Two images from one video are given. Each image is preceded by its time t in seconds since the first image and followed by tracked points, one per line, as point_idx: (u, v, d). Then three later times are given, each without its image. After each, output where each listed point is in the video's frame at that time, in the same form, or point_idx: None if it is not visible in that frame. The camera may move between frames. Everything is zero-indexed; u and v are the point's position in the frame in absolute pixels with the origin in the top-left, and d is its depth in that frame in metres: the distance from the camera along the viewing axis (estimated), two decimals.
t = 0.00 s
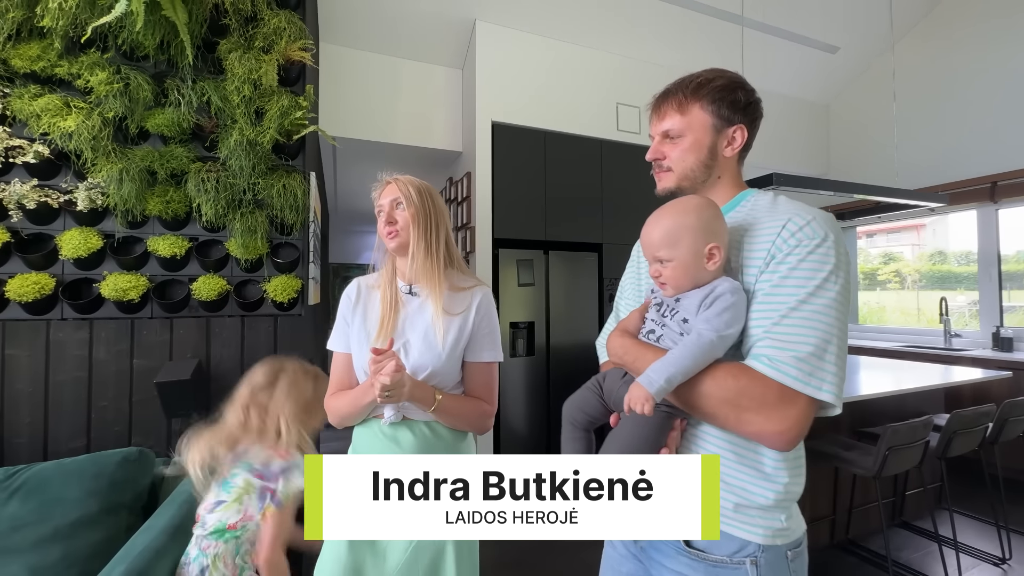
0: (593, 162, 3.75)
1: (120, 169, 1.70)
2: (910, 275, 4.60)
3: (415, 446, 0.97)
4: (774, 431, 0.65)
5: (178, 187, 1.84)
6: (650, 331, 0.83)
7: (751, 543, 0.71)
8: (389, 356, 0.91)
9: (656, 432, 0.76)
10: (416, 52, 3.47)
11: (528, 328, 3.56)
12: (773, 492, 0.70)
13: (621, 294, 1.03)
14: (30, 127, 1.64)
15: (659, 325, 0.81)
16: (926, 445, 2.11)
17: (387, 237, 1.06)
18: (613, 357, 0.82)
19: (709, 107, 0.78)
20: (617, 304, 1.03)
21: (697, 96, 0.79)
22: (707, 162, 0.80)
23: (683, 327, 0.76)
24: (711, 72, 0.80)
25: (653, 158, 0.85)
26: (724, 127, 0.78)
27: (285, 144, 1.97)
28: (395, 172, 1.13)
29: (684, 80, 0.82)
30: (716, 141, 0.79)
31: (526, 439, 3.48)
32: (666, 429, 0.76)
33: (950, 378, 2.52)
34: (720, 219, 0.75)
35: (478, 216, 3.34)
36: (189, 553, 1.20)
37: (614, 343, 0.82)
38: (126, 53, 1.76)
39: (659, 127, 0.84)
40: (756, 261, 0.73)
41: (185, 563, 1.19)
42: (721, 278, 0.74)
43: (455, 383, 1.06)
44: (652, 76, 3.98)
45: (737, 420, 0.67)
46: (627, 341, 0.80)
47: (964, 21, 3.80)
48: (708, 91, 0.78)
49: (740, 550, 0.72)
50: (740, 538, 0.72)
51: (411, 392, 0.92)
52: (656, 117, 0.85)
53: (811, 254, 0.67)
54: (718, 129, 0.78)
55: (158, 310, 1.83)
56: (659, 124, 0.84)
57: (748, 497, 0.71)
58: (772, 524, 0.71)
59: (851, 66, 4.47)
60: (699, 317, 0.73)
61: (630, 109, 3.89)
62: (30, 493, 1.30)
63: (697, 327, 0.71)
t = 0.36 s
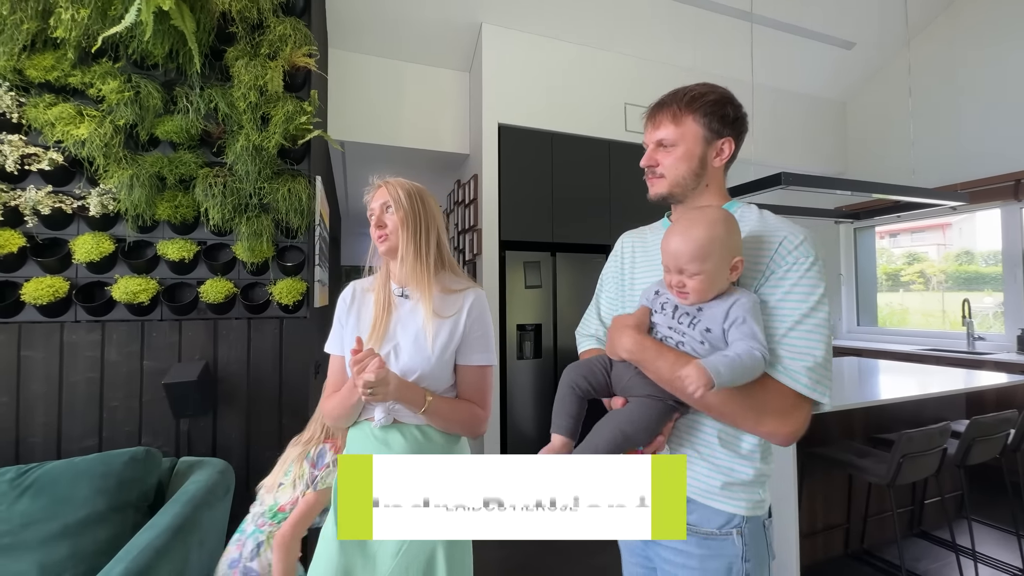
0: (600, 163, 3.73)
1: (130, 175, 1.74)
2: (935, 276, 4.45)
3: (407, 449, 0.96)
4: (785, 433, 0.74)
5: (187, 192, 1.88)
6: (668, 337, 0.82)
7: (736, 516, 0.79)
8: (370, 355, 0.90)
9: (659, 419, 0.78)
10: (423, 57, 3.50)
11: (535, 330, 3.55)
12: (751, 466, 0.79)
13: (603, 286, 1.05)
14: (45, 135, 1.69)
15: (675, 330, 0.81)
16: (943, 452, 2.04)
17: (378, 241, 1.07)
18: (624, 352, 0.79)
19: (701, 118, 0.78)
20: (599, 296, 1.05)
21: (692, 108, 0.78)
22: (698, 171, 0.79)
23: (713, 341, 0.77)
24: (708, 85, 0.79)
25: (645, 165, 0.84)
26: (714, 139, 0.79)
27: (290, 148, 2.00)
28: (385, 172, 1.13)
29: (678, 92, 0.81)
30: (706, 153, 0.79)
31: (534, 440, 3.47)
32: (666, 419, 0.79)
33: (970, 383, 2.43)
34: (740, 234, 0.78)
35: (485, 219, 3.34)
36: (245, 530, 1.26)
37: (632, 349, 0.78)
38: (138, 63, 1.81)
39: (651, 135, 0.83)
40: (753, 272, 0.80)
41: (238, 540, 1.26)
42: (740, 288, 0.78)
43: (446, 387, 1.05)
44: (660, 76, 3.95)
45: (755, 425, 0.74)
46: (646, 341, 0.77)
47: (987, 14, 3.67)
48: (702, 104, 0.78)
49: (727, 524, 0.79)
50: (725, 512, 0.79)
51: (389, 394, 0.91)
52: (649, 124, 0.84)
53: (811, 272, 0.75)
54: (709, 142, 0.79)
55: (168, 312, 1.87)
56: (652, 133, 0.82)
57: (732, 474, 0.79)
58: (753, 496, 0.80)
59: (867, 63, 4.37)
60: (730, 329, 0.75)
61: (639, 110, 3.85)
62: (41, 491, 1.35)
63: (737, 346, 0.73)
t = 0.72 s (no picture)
0: (610, 168, 3.70)
1: (142, 184, 1.77)
2: (963, 281, 4.29)
3: (394, 457, 0.95)
4: (831, 439, 0.78)
5: (197, 201, 1.91)
6: (699, 365, 0.84)
7: (767, 514, 0.83)
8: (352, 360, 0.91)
9: (699, 445, 0.81)
10: (432, 65, 3.53)
11: (544, 337, 3.53)
12: (780, 467, 0.84)
13: (601, 299, 1.11)
14: (61, 146, 1.74)
15: (702, 356, 0.83)
16: (969, 467, 1.95)
17: (373, 251, 1.08)
18: (664, 385, 0.81)
19: (687, 136, 0.83)
20: (599, 310, 1.11)
21: (678, 127, 0.83)
22: (687, 188, 0.85)
23: (738, 358, 0.81)
24: (684, 103, 0.85)
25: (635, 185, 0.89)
26: (701, 155, 0.84)
27: (297, 157, 2.02)
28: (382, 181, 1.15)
29: (662, 111, 0.87)
30: (694, 169, 0.85)
31: (543, 448, 3.43)
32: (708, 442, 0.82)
33: (999, 394, 2.32)
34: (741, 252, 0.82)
35: (493, 225, 3.33)
36: (299, 528, 1.13)
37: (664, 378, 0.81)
38: (151, 75, 1.85)
39: (638, 154, 0.87)
40: (760, 290, 0.84)
41: (294, 539, 1.12)
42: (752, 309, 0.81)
43: (436, 396, 1.03)
44: (670, 81, 3.92)
45: (803, 438, 0.78)
46: (682, 374, 0.79)
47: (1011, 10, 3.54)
48: (687, 123, 0.83)
49: (759, 520, 0.83)
50: (759, 511, 0.83)
51: (367, 400, 0.88)
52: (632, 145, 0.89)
53: (813, 287, 0.79)
54: (700, 156, 0.85)
55: (177, 318, 1.89)
56: (639, 152, 0.87)
57: (764, 475, 0.83)
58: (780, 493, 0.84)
59: (885, 63, 4.26)
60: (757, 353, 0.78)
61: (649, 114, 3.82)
62: (48, 495, 1.37)
63: (764, 359, 0.77)
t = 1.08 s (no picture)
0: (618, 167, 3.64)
1: (145, 186, 1.77)
2: (986, 282, 4.14)
3: (381, 464, 0.91)
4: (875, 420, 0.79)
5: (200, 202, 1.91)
6: (767, 362, 0.77)
7: (813, 517, 0.79)
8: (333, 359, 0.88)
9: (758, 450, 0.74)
10: (438, 66, 3.51)
11: (552, 339, 3.48)
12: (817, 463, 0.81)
13: (591, 303, 1.01)
14: (66, 149, 1.74)
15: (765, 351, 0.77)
16: (999, 476, 1.85)
17: (369, 250, 1.05)
18: (736, 391, 0.72)
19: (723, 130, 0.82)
20: (589, 315, 1.01)
21: (720, 122, 0.80)
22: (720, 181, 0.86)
23: (802, 350, 0.77)
24: (710, 97, 0.82)
25: (679, 184, 0.82)
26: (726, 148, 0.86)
27: (300, 157, 2.00)
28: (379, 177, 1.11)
29: (693, 105, 0.81)
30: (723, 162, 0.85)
31: (551, 452, 3.37)
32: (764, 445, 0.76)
33: None
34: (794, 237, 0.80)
35: (499, 226, 3.30)
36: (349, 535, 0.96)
37: (745, 379, 0.71)
38: (155, 77, 1.85)
39: (684, 153, 0.80)
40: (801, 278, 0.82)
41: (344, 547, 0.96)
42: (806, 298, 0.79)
43: (428, 400, 0.98)
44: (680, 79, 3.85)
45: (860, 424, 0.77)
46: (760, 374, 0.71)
47: None
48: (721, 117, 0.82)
49: (807, 526, 0.78)
50: (807, 515, 0.78)
51: (343, 403, 0.85)
52: (669, 141, 0.81)
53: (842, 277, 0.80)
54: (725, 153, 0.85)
55: (180, 320, 1.89)
56: (688, 152, 0.80)
57: (807, 474, 0.79)
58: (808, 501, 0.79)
59: (904, 57, 4.13)
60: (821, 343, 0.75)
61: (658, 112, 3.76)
62: (48, 498, 1.36)
63: (832, 349, 0.74)
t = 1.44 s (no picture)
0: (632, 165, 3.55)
1: (152, 186, 1.76)
2: (1017, 282, 3.95)
3: (374, 473, 0.86)
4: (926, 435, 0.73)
5: (207, 203, 1.89)
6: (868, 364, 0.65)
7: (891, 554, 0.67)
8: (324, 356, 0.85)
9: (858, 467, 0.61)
10: (448, 64, 3.47)
11: (564, 341, 3.41)
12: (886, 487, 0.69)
13: (610, 301, 0.83)
14: (74, 149, 1.74)
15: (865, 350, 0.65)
16: None
17: (370, 248, 1.01)
18: (847, 396, 0.59)
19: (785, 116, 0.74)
20: (608, 315, 0.82)
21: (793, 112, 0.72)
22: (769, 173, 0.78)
23: (898, 355, 0.65)
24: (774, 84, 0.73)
25: (761, 182, 0.71)
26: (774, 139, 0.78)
27: (307, 156, 1.97)
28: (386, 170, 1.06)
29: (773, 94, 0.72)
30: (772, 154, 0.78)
31: (564, 456, 3.30)
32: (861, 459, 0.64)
33: None
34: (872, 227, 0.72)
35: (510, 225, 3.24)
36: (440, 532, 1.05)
37: (861, 379, 0.59)
38: (163, 77, 1.84)
39: (770, 147, 0.70)
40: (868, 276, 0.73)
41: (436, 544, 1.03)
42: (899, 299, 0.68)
43: (426, 404, 0.92)
44: (696, 74, 3.74)
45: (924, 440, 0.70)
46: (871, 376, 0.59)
47: None
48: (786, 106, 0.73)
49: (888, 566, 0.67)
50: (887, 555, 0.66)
51: (327, 398, 0.80)
52: (747, 129, 0.69)
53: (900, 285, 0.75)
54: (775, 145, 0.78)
55: (187, 322, 1.87)
56: (772, 145, 0.70)
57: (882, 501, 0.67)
58: (881, 522, 0.67)
59: (931, 47, 3.96)
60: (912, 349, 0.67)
61: (673, 108, 3.66)
62: (51, 502, 1.34)
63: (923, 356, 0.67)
